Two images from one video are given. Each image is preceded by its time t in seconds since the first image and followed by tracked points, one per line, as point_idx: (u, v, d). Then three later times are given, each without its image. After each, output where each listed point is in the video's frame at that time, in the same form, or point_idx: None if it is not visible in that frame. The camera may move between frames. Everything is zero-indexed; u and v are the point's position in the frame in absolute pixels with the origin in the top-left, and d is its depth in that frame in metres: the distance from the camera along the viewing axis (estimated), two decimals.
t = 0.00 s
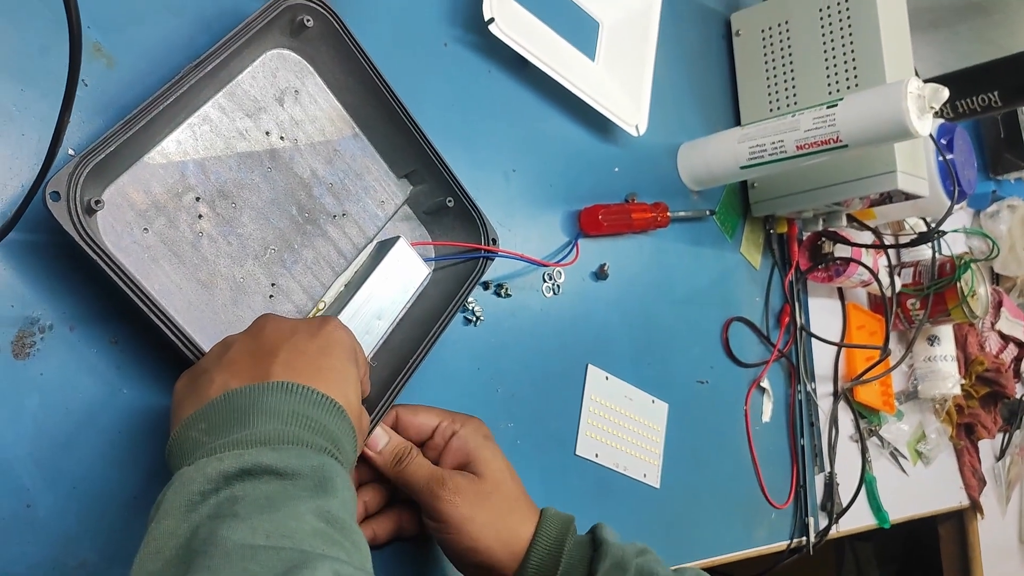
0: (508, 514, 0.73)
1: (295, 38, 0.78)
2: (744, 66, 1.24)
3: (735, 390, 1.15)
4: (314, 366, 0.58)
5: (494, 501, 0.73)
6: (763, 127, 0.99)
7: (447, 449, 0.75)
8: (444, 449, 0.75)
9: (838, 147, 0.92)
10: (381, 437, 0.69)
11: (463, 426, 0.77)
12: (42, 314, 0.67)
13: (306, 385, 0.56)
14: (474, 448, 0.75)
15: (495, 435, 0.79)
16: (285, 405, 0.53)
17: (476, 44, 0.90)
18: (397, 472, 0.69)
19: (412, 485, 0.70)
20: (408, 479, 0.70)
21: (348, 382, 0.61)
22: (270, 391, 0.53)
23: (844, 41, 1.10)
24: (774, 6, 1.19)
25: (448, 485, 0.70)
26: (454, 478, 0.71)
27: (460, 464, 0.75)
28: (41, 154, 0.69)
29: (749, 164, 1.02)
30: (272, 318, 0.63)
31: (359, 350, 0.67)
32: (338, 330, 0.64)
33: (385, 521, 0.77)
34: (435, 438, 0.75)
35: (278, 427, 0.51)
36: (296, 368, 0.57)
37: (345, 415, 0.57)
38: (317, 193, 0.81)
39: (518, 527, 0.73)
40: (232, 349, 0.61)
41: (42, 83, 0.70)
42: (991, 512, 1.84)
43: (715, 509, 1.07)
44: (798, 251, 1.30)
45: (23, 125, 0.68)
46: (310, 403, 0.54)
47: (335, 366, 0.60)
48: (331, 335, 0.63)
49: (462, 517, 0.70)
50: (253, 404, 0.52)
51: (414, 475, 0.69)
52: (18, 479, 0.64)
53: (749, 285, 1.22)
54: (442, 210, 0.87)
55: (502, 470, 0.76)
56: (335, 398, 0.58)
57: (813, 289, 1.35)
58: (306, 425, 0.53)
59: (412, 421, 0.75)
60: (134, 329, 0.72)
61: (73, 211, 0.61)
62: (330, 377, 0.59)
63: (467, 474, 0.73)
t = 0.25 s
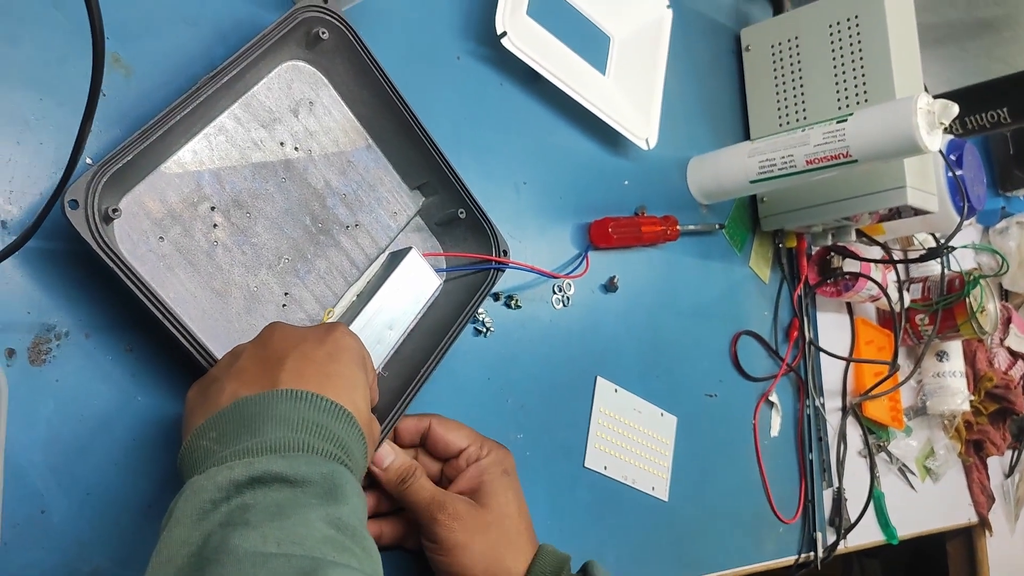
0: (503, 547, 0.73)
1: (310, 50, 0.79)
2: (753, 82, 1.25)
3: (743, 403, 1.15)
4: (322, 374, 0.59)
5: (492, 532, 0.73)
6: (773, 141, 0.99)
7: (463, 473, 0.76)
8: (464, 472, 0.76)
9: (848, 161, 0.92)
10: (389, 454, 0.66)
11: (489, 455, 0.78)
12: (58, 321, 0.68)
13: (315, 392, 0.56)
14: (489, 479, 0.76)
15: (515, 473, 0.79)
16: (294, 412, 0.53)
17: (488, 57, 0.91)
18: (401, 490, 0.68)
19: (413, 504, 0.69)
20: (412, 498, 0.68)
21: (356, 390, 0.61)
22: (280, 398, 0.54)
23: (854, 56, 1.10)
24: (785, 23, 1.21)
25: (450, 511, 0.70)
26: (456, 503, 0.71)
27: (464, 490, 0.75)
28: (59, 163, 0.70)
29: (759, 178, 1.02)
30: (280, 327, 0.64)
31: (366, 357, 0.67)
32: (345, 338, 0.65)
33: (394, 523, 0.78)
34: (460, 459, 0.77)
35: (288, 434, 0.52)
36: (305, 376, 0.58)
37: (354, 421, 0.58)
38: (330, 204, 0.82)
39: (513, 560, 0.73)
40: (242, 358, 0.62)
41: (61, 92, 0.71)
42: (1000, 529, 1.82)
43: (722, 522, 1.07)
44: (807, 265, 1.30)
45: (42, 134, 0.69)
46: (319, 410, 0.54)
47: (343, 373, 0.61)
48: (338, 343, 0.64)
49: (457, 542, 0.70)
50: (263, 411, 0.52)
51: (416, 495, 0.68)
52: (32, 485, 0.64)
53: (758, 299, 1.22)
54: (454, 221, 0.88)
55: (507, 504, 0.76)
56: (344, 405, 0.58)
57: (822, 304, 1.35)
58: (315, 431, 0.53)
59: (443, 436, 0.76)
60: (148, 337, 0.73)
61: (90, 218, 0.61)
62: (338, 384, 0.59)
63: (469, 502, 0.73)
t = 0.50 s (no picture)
0: (526, 556, 0.72)
1: (331, 64, 0.80)
2: (769, 97, 1.26)
3: (755, 417, 1.15)
4: (338, 384, 0.59)
5: (514, 543, 0.72)
6: (789, 158, 1.00)
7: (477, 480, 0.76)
8: (478, 479, 0.75)
9: (863, 178, 0.92)
10: (395, 486, 0.66)
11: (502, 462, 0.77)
12: (79, 330, 0.68)
13: (331, 404, 0.57)
14: (506, 487, 0.75)
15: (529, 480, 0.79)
16: (310, 422, 0.53)
17: (505, 72, 0.92)
18: (413, 517, 0.68)
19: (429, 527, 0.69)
20: (425, 524, 0.68)
21: (372, 401, 0.61)
22: (296, 409, 0.54)
23: (870, 72, 1.11)
24: (800, 39, 1.22)
25: (467, 528, 0.69)
26: (472, 520, 0.70)
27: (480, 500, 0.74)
28: (82, 173, 0.71)
29: (773, 194, 1.03)
30: (297, 337, 0.64)
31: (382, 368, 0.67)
32: (361, 349, 0.65)
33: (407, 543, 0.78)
34: (472, 464, 0.77)
35: (304, 444, 0.52)
36: (322, 386, 0.58)
37: (369, 432, 0.58)
38: (348, 216, 0.83)
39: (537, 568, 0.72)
40: (258, 367, 0.62)
41: (86, 104, 0.72)
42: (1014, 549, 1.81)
43: (734, 537, 1.07)
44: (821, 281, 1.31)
45: (66, 145, 0.70)
46: (335, 420, 0.55)
47: (358, 384, 0.61)
48: (355, 353, 0.64)
49: (480, 559, 0.69)
50: (279, 421, 0.53)
51: (432, 519, 0.68)
52: (51, 492, 0.65)
53: (771, 315, 1.22)
54: (469, 235, 0.89)
55: (527, 512, 0.75)
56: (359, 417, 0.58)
57: (835, 320, 1.35)
58: (331, 441, 0.53)
59: (458, 438, 0.77)
60: (166, 346, 0.74)
61: (113, 229, 0.62)
62: (354, 396, 0.60)
63: (486, 515, 0.72)
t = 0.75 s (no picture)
0: (534, 544, 0.73)
1: (343, 68, 0.81)
2: (780, 106, 1.27)
3: (764, 425, 1.14)
4: (348, 386, 0.59)
5: (521, 530, 0.73)
6: (798, 165, 1.00)
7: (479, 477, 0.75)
8: (479, 477, 0.75)
9: (874, 185, 0.92)
10: (416, 462, 0.69)
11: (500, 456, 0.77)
12: (91, 329, 0.69)
13: (341, 406, 0.57)
14: (508, 479, 0.75)
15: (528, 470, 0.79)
16: (320, 425, 0.53)
17: (516, 77, 0.92)
18: (428, 497, 0.70)
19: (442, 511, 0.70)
20: (440, 504, 0.70)
21: (382, 402, 0.61)
22: (306, 412, 0.54)
23: (881, 80, 1.11)
24: (811, 47, 1.22)
25: (478, 511, 0.70)
26: (483, 503, 0.71)
27: (488, 492, 0.75)
28: (96, 175, 0.71)
29: (783, 202, 1.03)
30: (306, 339, 0.64)
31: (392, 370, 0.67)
32: (370, 350, 0.64)
33: (415, 542, 0.77)
34: (471, 464, 0.76)
35: (314, 447, 0.52)
36: (331, 388, 0.58)
37: (380, 433, 0.57)
38: (359, 219, 0.83)
39: (545, 554, 0.74)
40: (268, 370, 0.62)
41: (101, 106, 0.73)
42: None
43: (743, 546, 1.06)
44: (831, 289, 1.30)
45: (81, 146, 0.71)
46: (345, 422, 0.55)
47: (368, 385, 0.61)
48: (364, 355, 0.63)
49: (491, 541, 0.70)
50: (289, 425, 0.53)
51: (445, 500, 0.70)
52: (62, 492, 0.65)
53: (781, 323, 1.22)
54: (479, 239, 0.89)
55: (534, 501, 0.75)
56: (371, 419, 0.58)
57: (846, 329, 1.35)
58: (341, 444, 0.53)
59: (450, 445, 0.75)
60: (177, 347, 0.74)
61: (125, 229, 0.62)
62: (364, 397, 0.59)
63: (496, 500, 0.73)
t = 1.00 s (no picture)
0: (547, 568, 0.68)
1: (361, 76, 0.81)
2: (796, 116, 1.28)
3: (777, 435, 1.14)
4: (361, 392, 0.58)
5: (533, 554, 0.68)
6: (814, 175, 1.01)
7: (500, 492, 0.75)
8: (500, 492, 0.75)
9: (891, 197, 0.92)
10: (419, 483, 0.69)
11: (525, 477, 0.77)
12: (109, 336, 0.69)
13: (355, 412, 0.56)
14: (527, 499, 0.74)
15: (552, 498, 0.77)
16: (334, 430, 0.53)
17: (532, 87, 0.93)
18: (434, 516, 0.68)
19: (448, 531, 0.67)
20: (446, 524, 0.68)
21: (395, 408, 0.60)
22: (320, 417, 0.53)
23: (898, 91, 1.11)
24: (828, 57, 1.22)
25: (486, 528, 0.66)
26: (493, 523, 0.68)
27: (502, 513, 0.73)
28: (115, 182, 0.72)
29: (799, 212, 1.04)
30: (318, 346, 0.63)
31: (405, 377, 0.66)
32: (382, 356, 0.63)
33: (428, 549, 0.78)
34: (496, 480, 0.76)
35: (329, 453, 0.51)
36: (345, 395, 0.57)
37: (394, 440, 0.57)
38: (374, 227, 0.83)
39: None
40: (280, 377, 0.61)
41: (121, 114, 0.73)
42: None
43: (755, 556, 1.05)
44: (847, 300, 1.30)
45: (100, 153, 0.71)
46: (360, 428, 0.54)
47: (382, 392, 0.60)
48: (376, 360, 0.63)
49: (498, 562, 0.65)
50: (303, 430, 0.52)
51: (450, 520, 0.67)
52: (78, 498, 0.65)
53: (795, 333, 1.22)
54: (495, 248, 0.89)
55: (547, 525, 0.72)
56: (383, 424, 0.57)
57: (861, 340, 1.34)
58: (356, 450, 0.53)
59: (479, 456, 0.77)
60: (193, 354, 0.74)
61: (144, 236, 0.63)
62: (377, 404, 0.58)
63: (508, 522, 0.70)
